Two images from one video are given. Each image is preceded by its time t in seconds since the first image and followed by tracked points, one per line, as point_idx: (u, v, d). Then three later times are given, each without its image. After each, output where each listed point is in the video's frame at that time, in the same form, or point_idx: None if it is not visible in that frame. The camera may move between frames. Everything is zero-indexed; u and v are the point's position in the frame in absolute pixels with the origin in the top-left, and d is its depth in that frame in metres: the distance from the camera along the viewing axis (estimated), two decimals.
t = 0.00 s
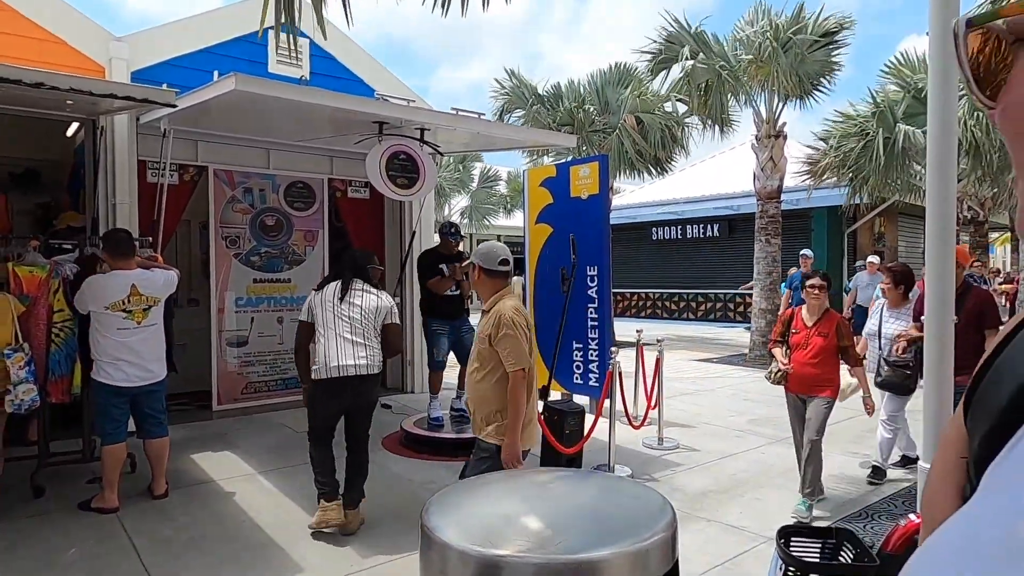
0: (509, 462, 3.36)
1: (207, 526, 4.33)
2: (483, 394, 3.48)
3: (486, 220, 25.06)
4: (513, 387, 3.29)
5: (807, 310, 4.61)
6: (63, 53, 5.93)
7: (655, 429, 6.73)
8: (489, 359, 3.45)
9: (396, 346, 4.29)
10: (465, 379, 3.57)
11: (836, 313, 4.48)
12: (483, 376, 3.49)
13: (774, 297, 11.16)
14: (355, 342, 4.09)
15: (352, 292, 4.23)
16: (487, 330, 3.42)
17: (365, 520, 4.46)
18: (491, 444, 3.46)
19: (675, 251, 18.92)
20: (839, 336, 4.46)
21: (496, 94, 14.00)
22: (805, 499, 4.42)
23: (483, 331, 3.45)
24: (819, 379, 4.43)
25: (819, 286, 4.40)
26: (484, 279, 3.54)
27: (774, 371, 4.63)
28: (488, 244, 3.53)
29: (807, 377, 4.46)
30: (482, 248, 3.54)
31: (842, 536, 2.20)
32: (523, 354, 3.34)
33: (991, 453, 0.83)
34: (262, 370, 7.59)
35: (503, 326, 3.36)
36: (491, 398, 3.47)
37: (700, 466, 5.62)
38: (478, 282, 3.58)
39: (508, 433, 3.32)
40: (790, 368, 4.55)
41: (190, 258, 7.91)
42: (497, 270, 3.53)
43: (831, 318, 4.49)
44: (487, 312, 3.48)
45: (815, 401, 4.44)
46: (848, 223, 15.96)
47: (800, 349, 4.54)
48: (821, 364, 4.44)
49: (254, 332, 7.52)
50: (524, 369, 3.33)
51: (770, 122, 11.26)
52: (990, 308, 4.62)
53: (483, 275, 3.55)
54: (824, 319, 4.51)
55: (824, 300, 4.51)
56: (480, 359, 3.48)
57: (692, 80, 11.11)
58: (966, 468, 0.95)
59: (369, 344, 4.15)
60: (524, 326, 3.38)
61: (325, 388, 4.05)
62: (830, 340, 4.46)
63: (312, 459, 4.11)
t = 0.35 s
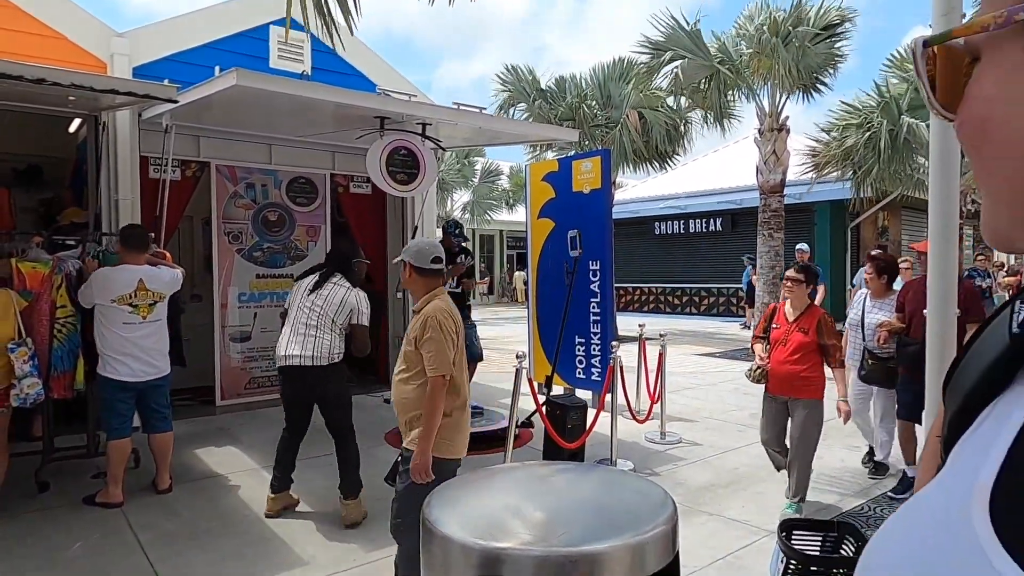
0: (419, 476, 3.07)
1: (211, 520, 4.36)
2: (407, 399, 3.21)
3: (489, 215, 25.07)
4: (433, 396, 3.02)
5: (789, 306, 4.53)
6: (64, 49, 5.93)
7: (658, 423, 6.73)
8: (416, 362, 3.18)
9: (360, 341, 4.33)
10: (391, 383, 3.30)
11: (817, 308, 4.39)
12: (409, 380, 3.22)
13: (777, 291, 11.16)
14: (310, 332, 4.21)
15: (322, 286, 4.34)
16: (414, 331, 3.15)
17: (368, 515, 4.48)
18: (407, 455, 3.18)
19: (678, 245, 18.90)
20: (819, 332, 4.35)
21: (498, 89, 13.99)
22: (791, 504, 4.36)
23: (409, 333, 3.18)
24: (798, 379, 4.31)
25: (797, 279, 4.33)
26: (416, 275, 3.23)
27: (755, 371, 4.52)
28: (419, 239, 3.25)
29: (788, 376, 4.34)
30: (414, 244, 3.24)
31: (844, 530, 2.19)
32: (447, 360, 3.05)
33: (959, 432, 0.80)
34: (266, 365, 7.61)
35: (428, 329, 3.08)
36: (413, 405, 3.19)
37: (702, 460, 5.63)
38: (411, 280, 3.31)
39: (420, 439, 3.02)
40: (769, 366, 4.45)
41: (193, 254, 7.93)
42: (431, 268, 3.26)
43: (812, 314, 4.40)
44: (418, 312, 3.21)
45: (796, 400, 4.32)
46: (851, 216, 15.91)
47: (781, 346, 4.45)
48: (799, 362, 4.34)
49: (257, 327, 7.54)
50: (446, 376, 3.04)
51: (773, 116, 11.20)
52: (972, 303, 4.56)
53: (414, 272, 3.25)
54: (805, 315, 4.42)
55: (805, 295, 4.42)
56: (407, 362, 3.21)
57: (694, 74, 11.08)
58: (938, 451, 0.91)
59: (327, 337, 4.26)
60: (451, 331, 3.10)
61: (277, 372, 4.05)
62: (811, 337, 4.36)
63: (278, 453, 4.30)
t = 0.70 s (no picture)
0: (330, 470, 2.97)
1: (215, 515, 4.38)
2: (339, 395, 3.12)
3: (492, 212, 25.10)
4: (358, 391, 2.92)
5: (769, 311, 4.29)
6: (68, 44, 5.94)
7: (660, 421, 6.74)
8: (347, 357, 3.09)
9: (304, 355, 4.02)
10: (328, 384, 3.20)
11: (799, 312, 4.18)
12: (343, 375, 3.13)
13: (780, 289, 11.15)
14: (260, 332, 4.14)
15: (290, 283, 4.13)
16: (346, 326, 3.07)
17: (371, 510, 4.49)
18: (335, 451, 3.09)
19: (681, 243, 18.89)
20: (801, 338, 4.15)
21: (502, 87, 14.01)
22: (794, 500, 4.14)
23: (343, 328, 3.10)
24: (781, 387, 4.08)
25: (774, 283, 4.08)
26: (349, 269, 3.21)
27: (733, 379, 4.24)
28: (352, 233, 3.22)
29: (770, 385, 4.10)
30: (348, 236, 3.22)
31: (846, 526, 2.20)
32: (378, 355, 2.96)
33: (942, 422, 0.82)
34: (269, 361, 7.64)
35: (359, 324, 3.01)
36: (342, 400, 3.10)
37: (704, 458, 5.64)
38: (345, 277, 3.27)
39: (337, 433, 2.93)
40: (749, 374, 4.19)
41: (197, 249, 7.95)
42: (364, 264, 3.22)
43: (793, 319, 4.18)
44: (350, 306, 3.14)
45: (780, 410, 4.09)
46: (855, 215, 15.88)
47: (761, 352, 4.23)
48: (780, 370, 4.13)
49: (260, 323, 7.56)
50: (377, 372, 2.94)
51: (776, 113, 11.10)
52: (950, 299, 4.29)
53: (349, 265, 3.21)
54: (785, 320, 4.20)
55: (785, 299, 4.18)
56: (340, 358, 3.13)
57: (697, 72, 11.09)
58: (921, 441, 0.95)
59: (277, 334, 4.09)
60: (382, 325, 3.02)
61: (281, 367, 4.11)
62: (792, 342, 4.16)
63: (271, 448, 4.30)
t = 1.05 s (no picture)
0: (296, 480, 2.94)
1: (218, 516, 4.39)
2: (267, 404, 3.08)
3: (495, 218, 25.14)
4: (291, 395, 2.92)
5: (739, 316, 4.08)
6: (78, 47, 6.00)
7: (662, 427, 6.75)
8: (274, 363, 3.05)
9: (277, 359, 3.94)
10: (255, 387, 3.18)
11: (770, 317, 3.95)
12: (269, 383, 3.09)
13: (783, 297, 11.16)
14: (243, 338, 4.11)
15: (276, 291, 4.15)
16: (271, 331, 3.04)
17: (373, 514, 4.50)
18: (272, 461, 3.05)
19: (684, 250, 18.91)
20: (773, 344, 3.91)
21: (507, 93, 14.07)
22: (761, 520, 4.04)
23: (267, 334, 3.06)
24: (750, 398, 3.90)
25: (740, 287, 3.92)
26: (276, 270, 3.21)
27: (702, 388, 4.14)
28: (281, 234, 3.24)
29: (738, 395, 3.93)
30: (277, 238, 3.25)
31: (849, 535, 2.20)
32: (306, 359, 2.95)
33: (926, 425, 0.86)
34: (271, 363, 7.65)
35: (285, 327, 2.98)
36: (272, 408, 3.07)
37: (706, 465, 5.64)
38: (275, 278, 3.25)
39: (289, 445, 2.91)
40: (717, 383, 4.05)
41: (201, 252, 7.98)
42: (292, 264, 3.21)
43: (764, 324, 3.95)
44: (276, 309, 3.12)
45: (749, 422, 3.90)
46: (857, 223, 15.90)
47: (729, 360, 4.03)
48: (749, 379, 3.92)
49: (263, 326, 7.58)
50: (305, 376, 2.93)
51: (781, 122, 11.10)
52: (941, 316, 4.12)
53: (277, 266, 3.22)
54: (755, 326, 3.98)
55: (756, 303, 3.97)
56: (265, 365, 3.09)
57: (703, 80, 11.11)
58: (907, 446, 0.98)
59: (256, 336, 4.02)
60: (311, 328, 3.01)
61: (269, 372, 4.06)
62: (763, 349, 3.92)
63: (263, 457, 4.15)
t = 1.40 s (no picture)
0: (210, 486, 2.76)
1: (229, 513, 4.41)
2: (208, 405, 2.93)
3: (506, 219, 25.14)
4: (222, 400, 2.73)
5: (728, 328, 3.79)
6: (95, 46, 6.05)
7: (673, 431, 6.72)
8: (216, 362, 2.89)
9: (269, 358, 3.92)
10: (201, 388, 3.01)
11: (759, 331, 3.65)
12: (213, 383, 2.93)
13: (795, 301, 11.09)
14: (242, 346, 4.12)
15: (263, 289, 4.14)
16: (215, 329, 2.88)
17: (383, 513, 4.51)
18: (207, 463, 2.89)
19: (695, 253, 18.84)
20: (763, 359, 3.63)
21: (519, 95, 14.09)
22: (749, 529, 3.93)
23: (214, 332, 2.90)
24: (736, 417, 3.63)
25: (729, 297, 3.62)
26: (229, 265, 3.04)
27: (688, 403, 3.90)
28: (233, 229, 3.06)
29: (723, 413, 3.67)
30: (227, 233, 3.06)
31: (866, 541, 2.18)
32: (245, 364, 2.76)
33: (942, 426, 0.86)
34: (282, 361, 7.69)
35: (224, 327, 2.79)
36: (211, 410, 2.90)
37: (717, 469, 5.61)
38: (229, 277, 3.08)
39: (209, 450, 2.71)
40: (701, 399, 3.80)
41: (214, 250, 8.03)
42: (242, 262, 3.03)
43: (755, 338, 3.66)
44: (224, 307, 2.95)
45: (734, 442, 3.64)
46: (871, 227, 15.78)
47: (715, 375, 3.76)
48: (735, 396, 3.65)
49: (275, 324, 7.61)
50: (241, 381, 2.73)
51: (794, 125, 11.04)
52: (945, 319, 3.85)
53: (231, 263, 3.05)
54: (745, 339, 3.69)
55: (745, 314, 3.67)
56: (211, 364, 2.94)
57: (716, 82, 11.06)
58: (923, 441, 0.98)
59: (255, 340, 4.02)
60: (255, 332, 2.81)
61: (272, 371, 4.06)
62: (751, 365, 3.65)
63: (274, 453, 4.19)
